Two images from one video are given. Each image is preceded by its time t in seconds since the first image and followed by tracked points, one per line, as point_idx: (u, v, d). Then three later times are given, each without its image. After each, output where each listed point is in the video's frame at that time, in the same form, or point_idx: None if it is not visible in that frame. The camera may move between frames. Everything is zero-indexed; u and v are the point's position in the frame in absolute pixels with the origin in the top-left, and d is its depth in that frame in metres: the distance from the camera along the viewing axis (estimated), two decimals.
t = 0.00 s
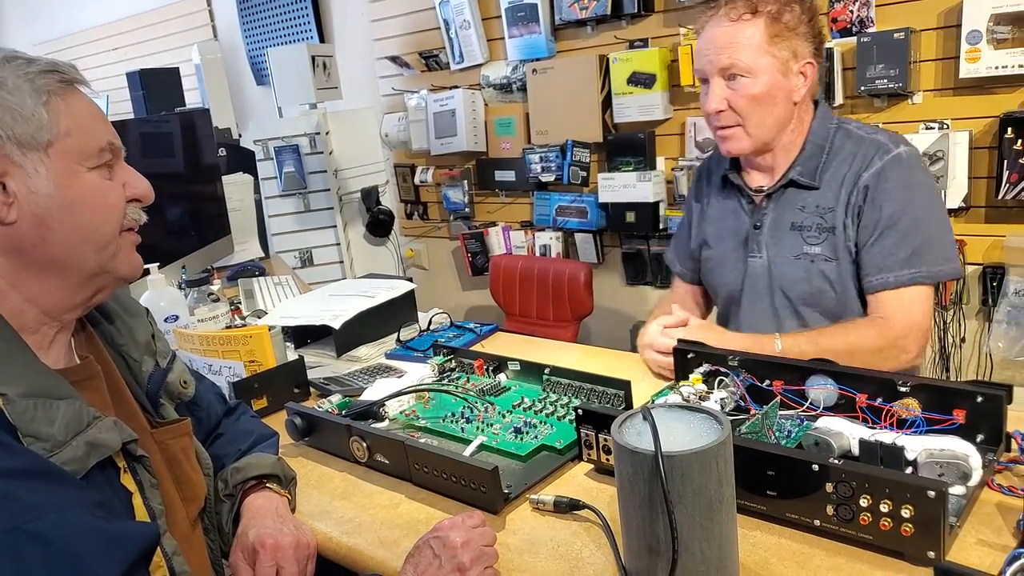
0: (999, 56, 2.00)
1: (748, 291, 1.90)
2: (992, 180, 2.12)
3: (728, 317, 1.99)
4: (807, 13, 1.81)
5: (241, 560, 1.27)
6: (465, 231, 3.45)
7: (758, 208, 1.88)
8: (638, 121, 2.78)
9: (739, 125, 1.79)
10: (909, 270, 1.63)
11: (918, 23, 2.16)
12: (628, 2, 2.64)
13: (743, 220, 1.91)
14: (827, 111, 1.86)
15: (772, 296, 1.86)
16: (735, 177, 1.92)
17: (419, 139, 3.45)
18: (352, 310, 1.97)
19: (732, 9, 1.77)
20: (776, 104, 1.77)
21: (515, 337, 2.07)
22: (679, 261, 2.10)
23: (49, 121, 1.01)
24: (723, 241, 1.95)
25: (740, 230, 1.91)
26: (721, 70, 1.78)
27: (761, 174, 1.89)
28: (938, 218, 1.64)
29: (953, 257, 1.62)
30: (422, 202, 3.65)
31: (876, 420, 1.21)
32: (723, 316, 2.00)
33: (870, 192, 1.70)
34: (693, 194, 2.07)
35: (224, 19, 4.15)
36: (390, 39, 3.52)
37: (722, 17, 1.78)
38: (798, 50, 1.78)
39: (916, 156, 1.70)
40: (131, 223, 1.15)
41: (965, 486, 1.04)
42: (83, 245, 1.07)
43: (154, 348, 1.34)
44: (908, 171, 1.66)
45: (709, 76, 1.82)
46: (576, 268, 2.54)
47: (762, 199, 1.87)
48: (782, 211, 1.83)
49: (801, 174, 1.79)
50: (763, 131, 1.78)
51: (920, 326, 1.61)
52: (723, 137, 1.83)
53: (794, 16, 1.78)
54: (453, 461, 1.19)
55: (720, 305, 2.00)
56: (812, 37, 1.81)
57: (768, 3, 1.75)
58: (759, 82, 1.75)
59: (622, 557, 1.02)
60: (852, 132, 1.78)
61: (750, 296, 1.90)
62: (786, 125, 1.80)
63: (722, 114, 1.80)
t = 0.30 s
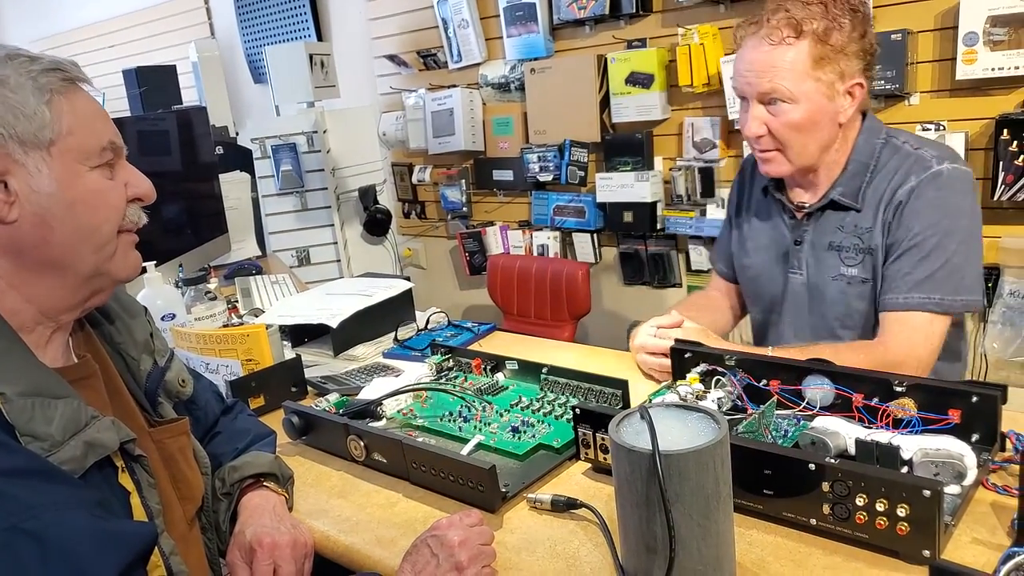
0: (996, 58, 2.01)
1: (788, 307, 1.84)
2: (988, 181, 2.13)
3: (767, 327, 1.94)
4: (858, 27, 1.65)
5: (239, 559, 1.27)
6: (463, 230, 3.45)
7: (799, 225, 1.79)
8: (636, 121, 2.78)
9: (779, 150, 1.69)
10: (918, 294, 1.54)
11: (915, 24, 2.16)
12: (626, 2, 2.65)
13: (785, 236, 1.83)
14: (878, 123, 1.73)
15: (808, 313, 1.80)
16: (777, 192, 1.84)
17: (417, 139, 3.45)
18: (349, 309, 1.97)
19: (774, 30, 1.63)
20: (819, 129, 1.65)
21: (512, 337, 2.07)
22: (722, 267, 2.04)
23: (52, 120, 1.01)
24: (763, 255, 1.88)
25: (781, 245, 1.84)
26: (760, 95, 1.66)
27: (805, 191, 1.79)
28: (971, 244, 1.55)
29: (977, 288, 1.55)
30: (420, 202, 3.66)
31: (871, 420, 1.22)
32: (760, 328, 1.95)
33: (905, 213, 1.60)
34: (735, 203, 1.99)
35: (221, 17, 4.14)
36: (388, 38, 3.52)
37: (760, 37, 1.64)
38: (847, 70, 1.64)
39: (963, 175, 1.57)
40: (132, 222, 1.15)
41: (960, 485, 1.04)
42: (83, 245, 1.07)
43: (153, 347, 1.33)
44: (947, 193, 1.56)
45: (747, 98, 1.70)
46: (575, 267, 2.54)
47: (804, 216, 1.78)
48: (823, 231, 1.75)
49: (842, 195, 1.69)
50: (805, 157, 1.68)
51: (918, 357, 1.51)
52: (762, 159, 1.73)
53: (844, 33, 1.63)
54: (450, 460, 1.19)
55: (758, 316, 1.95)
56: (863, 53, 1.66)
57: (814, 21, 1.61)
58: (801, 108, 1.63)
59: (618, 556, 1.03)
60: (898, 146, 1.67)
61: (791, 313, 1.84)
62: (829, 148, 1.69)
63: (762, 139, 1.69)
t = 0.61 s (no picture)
0: (995, 58, 2.01)
1: (816, 313, 1.84)
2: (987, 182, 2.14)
3: (796, 334, 1.94)
4: (881, 33, 1.64)
5: (237, 558, 1.26)
6: (461, 230, 3.44)
7: (824, 233, 1.79)
8: (634, 121, 2.78)
9: (800, 162, 1.70)
10: (924, 301, 1.54)
11: (913, 25, 2.17)
12: (625, 2, 2.65)
13: (811, 244, 1.83)
14: (905, 126, 1.71)
15: (834, 321, 1.80)
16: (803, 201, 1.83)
17: (416, 138, 3.45)
18: (347, 308, 1.97)
19: (790, 40, 1.62)
20: (843, 140, 1.65)
21: (510, 336, 2.07)
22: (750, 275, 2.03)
23: (50, 117, 1.01)
24: (790, 261, 1.88)
25: (808, 253, 1.84)
26: (779, 107, 1.66)
27: (829, 201, 1.79)
28: (990, 251, 1.53)
29: (996, 298, 1.52)
30: (418, 201, 3.65)
31: (870, 420, 1.22)
32: (788, 336, 1.95)
33: (926, 220, 1.59)
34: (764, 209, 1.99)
35: (219, 16, 4.13)
36: (387, 37, 3.52)
37: (776, 49, 1.64)
38: (869, 79, 1.63)
39: (990, 178, 1.55)
40: (131, 222, 1.15)
41: (960, 485, 1.04)
42: (82, 243, 1.07)
43: (153, 346, 1.33)
44: (968, 198, 1.54)
45: (766, 109, 1.70)
46: (573, 267, 2.53)
47: (829, 225, 1.78)
48: (848, 238, 1.74)
49: (866, 203, 1.69)
50: (828, 169, 1.68)
51: (916, 363, 1.51)
52: (784, 171, 1.74)
53: (866, 42, 1.61)
54: (449, 460, 1.19)
55: (787, 326, 1.96)
56: (887, 59, 1.65)
57: (834, 30, 1.60)
58: (821, 120, 1.63)
59: (618, 556, 1.02)
60: (925, 150, 1.65)
61: (818, 319, 1.84)
62: (852, 158, 1.69)
63: (782, 152, 1.70)
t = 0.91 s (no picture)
0: (991, 57, 2.01)
1: (807, 313, 1.84)
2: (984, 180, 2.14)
3: (788, 335, 1.93)
4: (864, 31, 1.64)
5: (236, 559, 1.26)
6: (459, 230, 3.45)
7: (812, 233, 1.78)
8: (632, 121, 2.78)
9: (787, 160, 1.70)
10: (918, 299, 1.54)
11: (911, 24, 2.17)
12: (622, 2, 2.65)
13: (800, 244, 1.82)
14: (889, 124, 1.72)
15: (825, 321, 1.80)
16: (790, 202, 1.83)
17: (413, 138, 3.45)
18: (346, 309, 1.97)
19: (777, 38, 1.62)
20: (829, 137, 1.65)
21: (509, 336, 2.07)
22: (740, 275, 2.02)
23: (47, 120, 1.00)
24: (778, 262, 1.88)
25: (797, 253, 1.83)
26: (766, 105, 1.66)
27: (817, 201, 1.79)
28: (980, 247, 1.53)
29: (988, 293, 1.53)
30: (415, 201, 3.65)
31: (869, 419, 1.22)
32: (780, 336, 1.95)
33: (914, 217, 1.59)
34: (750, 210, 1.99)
35: (216, 17, 4.13)
36: (384, 38, 3.52)
37: (762, 47, 1.64)
38: (854, 76, 1.63)
39: (975, 174, 1.55)
40: (128, 224, 1.14)
41: (957, 484, 1.04)
42: (80, 246, 1.06)
43: (151, 348, 1.33)
44: (954, 195, 1.54)
45: (752, 108, 1.71)
46: (571, 268, 2.53)
47: (816, 224, 1.77)
48: (836, 237, 1.74)
49: (852, 202, 1.68)
50: (815, 166, 1.68)
51: (914, 361, 1.51)
52: (771, 169, 1.74)
53: (850, 39, 1.62)
54: (448, 460, 1.19)
55: (778, 325, 1.95)
56: (871, 57, 1.66)
57: (818, 28, 1.60)
58: (809, 117, 1.63)
59: (616, 556, 1.02)
60: (909, 147, 1.65)
61: (810, 320, 1.83)
62: (839, 155, 1.69)
63: (769, 150, 1.70)
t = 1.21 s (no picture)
0: (984, 56, 2.02)
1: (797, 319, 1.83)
2: (977, 179, 2.15)
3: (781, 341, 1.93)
4: (828, 41, 1.66)
5: (229, 557, 1.26)
6: (454, 229, 3.45)
7: (796, 239, 1.79)
8: (627, 119, 2.78)
9: (765, 169, 1.71)
10: (905, 295, 1.54)
11: (905, 23, 2.17)
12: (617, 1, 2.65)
13: (785, 251, 1.83)
14: (865, 128, 1.73)
15: (814, 326, 1.80)
16: (772, 210, 1.84)
17: (408, 136, 3.45)
18: (340, 307, 1.97)
19: (743, 53, 1.64)
20: (803, 144, 1.66)
21: (504, 335, 2.07)
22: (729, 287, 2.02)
23: (37, 116, 1.00)
24: (764, 270, 1.88)
25: (782, 261, 1.84)
26: (738, 118, 1.67)
27: (800, 208, 1.80)
28: (961, 240, 1.54)
29: (973, 286, 1.53)
30: (410, 200, 3.65)
31: (861, 417, 1.22)
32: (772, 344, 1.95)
33: (894, 216, 1.60)
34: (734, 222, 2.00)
35: (210, 15, 4.11)
36: (378, 36, 3.52)
37: (731, 62, 1.65)
38: (822, 84, 1.63)
39: (949, 170, 1.58)
40: (118, 221, 1.14)
41: (949, 481, 1.05)
42: (70, 242, 1.06)
43: (144, 346, 1.32)
44: (930, 191, 1.56)
45: (725, 121, 1.71)
46: (565, 266, 2.54)
47: (800, 230, 1.78)
48: (819, 240, 1.75)
49: (833, 205, 1.69)
50: (793, 173, 1.69)
51: (906, 358, 1.51)
52: (749, 180, 1.74)
53: (813, 49, 1.63)
54: (441, 458, 1.19)
55: (769, 332, 1.95)
56: (837, 65, 1.66)
57: (781, 40, 1.62)
58: (781, 127, 1.64)
59: (610, 554, 1.02)
60: (885, 149, 1.67)
61: (801, 326, 1.83)
62: (815, 163, 1.70)
63: (746, 161, 1.70)
